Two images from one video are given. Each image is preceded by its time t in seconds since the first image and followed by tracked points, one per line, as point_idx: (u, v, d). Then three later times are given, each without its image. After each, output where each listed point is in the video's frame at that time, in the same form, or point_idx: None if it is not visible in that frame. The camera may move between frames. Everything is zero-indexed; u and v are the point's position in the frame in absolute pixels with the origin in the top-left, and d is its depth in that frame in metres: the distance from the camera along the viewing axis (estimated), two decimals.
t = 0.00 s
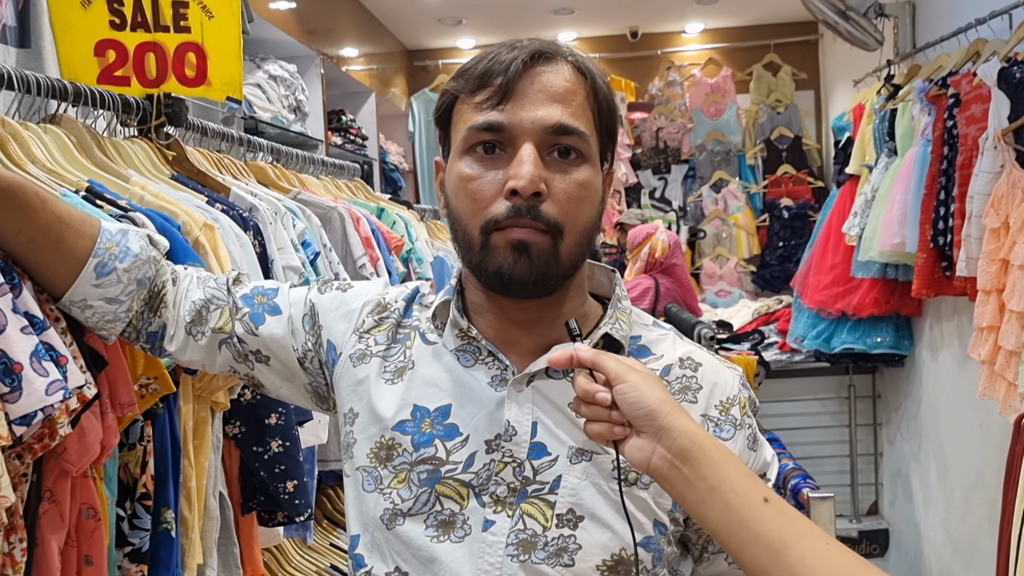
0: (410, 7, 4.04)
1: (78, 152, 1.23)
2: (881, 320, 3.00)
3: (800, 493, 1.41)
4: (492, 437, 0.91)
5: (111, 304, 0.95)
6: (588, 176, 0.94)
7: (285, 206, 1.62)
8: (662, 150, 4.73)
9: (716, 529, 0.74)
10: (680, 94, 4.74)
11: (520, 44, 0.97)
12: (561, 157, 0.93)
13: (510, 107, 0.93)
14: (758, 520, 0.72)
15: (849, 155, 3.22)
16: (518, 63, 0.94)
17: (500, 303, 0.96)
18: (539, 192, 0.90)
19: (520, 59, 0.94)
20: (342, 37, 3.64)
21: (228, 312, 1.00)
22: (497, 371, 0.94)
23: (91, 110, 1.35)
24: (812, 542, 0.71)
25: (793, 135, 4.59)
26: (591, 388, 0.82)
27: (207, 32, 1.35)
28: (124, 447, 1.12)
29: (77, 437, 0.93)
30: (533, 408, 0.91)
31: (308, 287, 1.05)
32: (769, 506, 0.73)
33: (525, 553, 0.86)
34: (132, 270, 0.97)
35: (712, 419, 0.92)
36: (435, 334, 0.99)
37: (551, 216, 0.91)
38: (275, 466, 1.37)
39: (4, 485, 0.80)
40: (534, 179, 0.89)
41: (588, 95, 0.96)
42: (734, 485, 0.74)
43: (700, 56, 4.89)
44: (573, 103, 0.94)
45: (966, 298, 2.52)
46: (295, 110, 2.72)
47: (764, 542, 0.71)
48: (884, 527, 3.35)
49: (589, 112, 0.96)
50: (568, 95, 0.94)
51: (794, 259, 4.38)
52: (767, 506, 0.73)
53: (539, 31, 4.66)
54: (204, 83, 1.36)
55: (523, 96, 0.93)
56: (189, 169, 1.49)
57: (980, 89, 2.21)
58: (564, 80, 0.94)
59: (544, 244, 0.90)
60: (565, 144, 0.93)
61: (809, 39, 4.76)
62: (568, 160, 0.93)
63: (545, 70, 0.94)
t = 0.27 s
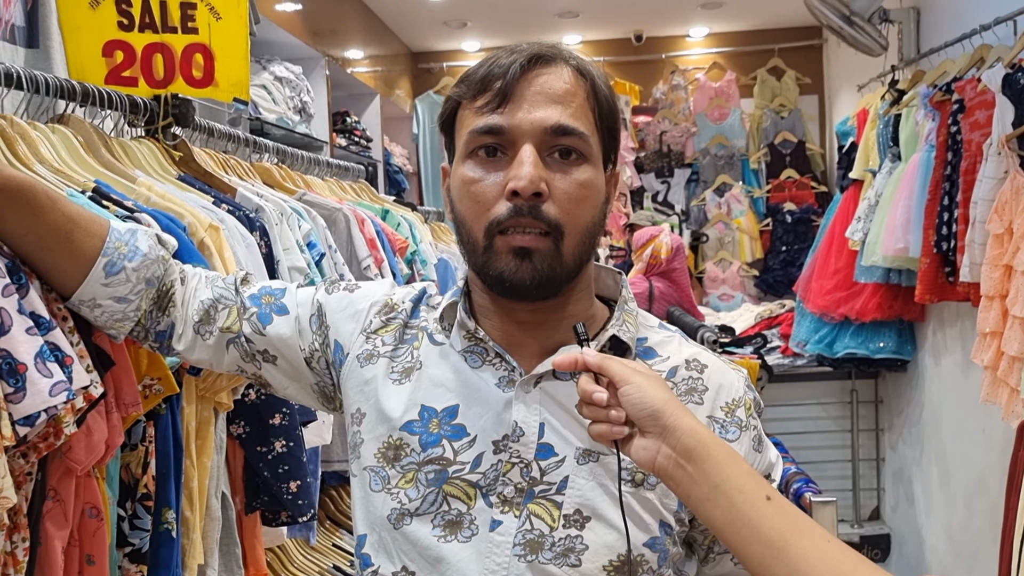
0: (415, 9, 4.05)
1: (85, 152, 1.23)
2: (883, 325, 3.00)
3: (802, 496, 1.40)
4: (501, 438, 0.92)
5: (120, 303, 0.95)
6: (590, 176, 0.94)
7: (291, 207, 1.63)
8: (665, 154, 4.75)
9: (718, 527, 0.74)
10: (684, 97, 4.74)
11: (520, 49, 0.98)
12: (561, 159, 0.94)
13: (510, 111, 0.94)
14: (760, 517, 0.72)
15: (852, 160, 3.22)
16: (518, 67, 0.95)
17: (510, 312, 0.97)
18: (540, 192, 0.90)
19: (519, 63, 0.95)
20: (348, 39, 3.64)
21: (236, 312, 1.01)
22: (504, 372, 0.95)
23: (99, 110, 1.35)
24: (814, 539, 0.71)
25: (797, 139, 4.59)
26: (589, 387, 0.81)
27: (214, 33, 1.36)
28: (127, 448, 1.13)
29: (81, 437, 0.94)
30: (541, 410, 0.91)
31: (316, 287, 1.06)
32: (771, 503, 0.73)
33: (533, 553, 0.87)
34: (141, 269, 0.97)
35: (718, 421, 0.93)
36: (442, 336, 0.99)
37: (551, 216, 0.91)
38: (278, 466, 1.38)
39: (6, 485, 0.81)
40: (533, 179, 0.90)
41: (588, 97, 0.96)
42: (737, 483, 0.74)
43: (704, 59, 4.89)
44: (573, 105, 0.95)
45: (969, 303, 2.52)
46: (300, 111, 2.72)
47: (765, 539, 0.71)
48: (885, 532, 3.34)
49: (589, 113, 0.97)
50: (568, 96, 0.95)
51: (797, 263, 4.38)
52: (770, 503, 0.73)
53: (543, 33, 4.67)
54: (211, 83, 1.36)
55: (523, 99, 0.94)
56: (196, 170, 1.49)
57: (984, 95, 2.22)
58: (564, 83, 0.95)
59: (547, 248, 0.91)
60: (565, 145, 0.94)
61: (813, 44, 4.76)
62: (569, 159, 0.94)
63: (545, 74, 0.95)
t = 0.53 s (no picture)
0: (421, 9, 4.06)
1: (89, 148, 1.23)
2: (888, 328, 2.99)
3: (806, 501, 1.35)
4: (504, 438, 0.91)
5: (126, 302, 0.95)
6: (589, 171, 0.93)
7: (295, 206, 1.63)
8: (671, 154, 4.74)
9: (722, 532, 0.74)
10: (690, 98, 4.74)
11: (520, 46, 0.97)
12: (558, 153, 0.93)
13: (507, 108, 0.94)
14: (764, 523, 0.72)
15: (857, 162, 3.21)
16: (515, 65, 0.95)
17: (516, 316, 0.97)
18: (537, 186, 0.90)
19: (516, 60, 0.95)
20: (353, 38, 3.65)
21: (242, 310, 1.01)
22: (509, 372, 0.94)
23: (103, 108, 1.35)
24: (816, 544, 0.71)
25: (802, 141, 4.59)
26: (589, 392, 0.81)
27: (219, 30, 1.35)
28: (131, 445, 1.12)
29: (86, 433, 0.94)
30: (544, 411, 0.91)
31: (322, 285, 1.06)
32: (774, 508, 0.73)
33: (534, 555, 0.86)
34: (147, 267, 0.97)
35: (723, 425, 0.92)
36: (448, 334, 0.99)
37: (548, 213, 0.91)
38: (279, 466, 1.37)
39: (8, 481, 0.80)
40: (528, 174, 0.90)
41: (587, 93, 0.95)
42: (741, 487, 0.74)
43: (709, 61, 4.89)
44: (571, 100, 0.94)
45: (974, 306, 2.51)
46: (305, 110, 2.73)
47: (768, 544, 0.71)
48: (889, 535, 3.34)
49: (589, 108, 0.95)
50: (567, 91, 0.94)
51: (801, 265, 4.38)
52: (772, 508, 0.73)
53: (548, 34, 4.67)
54: (216, 81, 1.37)
55: (519, 96, 0.94)
56: (200, 167, 1.49)
57: (990, 98, 2.20)
58: (562, 80, 0.94)
59: (546, 247, 0.91)
60: (567, 143, 0.93)
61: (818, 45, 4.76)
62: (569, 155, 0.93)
63: (540, 71, 0.95)
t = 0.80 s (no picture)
0: (426, 9, 4.06)
1: (95, 145, 1.24)
2: (892, 330, 2.99)
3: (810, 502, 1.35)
4: (508, 437, 0.91)
5: (145, 286, 0.95)
6: (544, 164, 0.92)
7: (300, 204, 1.63)
8: (675, 156, 4.70)
9: (725, 536, 0.74)
10: (695, 99, 4.73)
11: (506, 46, 0.99)
12: (499, 146, 0.93)
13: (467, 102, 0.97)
14: (768, 528, 0.72)
15: (863, 164, 3.21)
16: (489, 63, 0.98)
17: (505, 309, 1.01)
18: (465, 180, 0.93)
19: (489, 57, 0.98)
20: (358, 37, 3.65)
21: (260, 298, 1.01)
22: (517, 371, 0.94)
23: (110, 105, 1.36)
24: (821, 548, 0.71)
25: (807, 142, 4.58)
26: (590, 398, 0.81)
27: (225, 27, 1.36)
28: (139, 439, 1.13)
29: (103, 423, 0.96)
30: (550, 412, 0.91)
31: (339, 275, 1.06)
32: (778, 513, 0.73)
33: (533, 555, 0.86)
34: (165, 252, 0.96)
35: (735, 434, 0.91)
36: (458, 330, 0.98)
37: (480, 207, 0.92)
38: (284, 463, 1.38)
39: (19, 471, 0.81)
40: (456, 167, 0.94)
41: (545, 86, 0.94)
42: (745, 492, 0.74)
43: (715, 62, 4.88)
44: (516, 94, 0.94)
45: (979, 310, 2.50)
46: (310, 109, 2.73)
47: (774, 550, 0.71)
48: (892, 538, 3.33)
49: (541, 99, 0.94)
50: (514, 86, 0.94)
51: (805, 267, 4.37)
52: (776, 513, 0.73)
53: (554, 34, 4.66)
54: (222, 79, 1.37)
55: (482, 94, 0.96)
56: (205, 166, 1.50)
57: (996, 100, 2.19)
58: (519, 76, 0.95)
59: (483, 238, 0.92)
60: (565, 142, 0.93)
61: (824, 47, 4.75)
62: (512, 150, 0.93)
63: (502, 69, 0.96)
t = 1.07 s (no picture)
0: (431, 7, 4.06)
1: (100, 139, 1.24)
2: (896, 330, 2.98)
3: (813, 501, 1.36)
4: (507, 433, 0.91)
5: (118, 254, 0.91)
6: (540, 162, 0.91)
7: (304, 200, 1.63)
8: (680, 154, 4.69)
9: (726, 536, 0.74)
10: (700, 99, 4.72)
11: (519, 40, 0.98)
12: (500, 144, 0.92)
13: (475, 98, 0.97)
14: (768, 529, 0.73)
15: (868, 163, 3.19)
16: (500, 57, 0.98)
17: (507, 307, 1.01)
18: (463, 177, 0.93)
19: (499, 50, 0.98)
20: (363, 35, 3.65)
21: (273, 278, 0.97)
22: (520, 366, 0.93)
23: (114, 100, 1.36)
24: (822, 549, 0.72)
25: (812, 142, 4.57)
26: (599, 392, 0.80)
27: (229, 23, 1.37)
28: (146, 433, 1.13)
29: (116, 411, 0.99)
30: (551, 409, 0.90)
31: (353, 256, 1.03)
32: (779, 514, 0.74)
33: (527, 553, 0.86)
34: (138, 218, 0.91)
35: (740, 440, 0.90)
36: (461, 322, 0.97)
37: (474, 207, 0.92)
38: (287, 459, 1.38)
39: (32, 458, 0.82)
40: (456, 164, 0.94)
41: (550, 83, 0.92)
42: (746, 493, 0.74)
43: (720, 61, 4.87)
44: (520, 91, 0.93)
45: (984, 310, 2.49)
46: (314, 106, 2.73)
47: (776, 550, 0.72)
48: (896, 539, 3.32)
49: (544, 97, 0.92)
50: (518, 83, 0.93)
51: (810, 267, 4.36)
52: (777, 514, 0.74)
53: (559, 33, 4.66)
54: (227, 75, 1.37)
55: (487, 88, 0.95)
56: (208, 161, 1.49)
57: (1003, 99, 2.18)
58: (525, 71, 0.94)
59: (478, 236, 0.92)
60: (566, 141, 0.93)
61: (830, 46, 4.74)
62: (511, 148, 0.92)
63: (511, 63, 0.95)
